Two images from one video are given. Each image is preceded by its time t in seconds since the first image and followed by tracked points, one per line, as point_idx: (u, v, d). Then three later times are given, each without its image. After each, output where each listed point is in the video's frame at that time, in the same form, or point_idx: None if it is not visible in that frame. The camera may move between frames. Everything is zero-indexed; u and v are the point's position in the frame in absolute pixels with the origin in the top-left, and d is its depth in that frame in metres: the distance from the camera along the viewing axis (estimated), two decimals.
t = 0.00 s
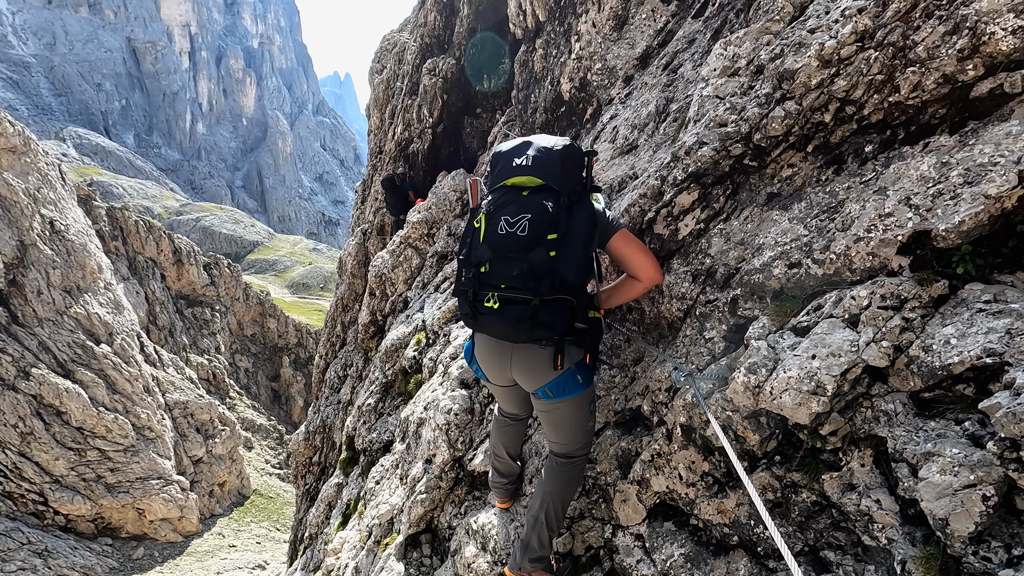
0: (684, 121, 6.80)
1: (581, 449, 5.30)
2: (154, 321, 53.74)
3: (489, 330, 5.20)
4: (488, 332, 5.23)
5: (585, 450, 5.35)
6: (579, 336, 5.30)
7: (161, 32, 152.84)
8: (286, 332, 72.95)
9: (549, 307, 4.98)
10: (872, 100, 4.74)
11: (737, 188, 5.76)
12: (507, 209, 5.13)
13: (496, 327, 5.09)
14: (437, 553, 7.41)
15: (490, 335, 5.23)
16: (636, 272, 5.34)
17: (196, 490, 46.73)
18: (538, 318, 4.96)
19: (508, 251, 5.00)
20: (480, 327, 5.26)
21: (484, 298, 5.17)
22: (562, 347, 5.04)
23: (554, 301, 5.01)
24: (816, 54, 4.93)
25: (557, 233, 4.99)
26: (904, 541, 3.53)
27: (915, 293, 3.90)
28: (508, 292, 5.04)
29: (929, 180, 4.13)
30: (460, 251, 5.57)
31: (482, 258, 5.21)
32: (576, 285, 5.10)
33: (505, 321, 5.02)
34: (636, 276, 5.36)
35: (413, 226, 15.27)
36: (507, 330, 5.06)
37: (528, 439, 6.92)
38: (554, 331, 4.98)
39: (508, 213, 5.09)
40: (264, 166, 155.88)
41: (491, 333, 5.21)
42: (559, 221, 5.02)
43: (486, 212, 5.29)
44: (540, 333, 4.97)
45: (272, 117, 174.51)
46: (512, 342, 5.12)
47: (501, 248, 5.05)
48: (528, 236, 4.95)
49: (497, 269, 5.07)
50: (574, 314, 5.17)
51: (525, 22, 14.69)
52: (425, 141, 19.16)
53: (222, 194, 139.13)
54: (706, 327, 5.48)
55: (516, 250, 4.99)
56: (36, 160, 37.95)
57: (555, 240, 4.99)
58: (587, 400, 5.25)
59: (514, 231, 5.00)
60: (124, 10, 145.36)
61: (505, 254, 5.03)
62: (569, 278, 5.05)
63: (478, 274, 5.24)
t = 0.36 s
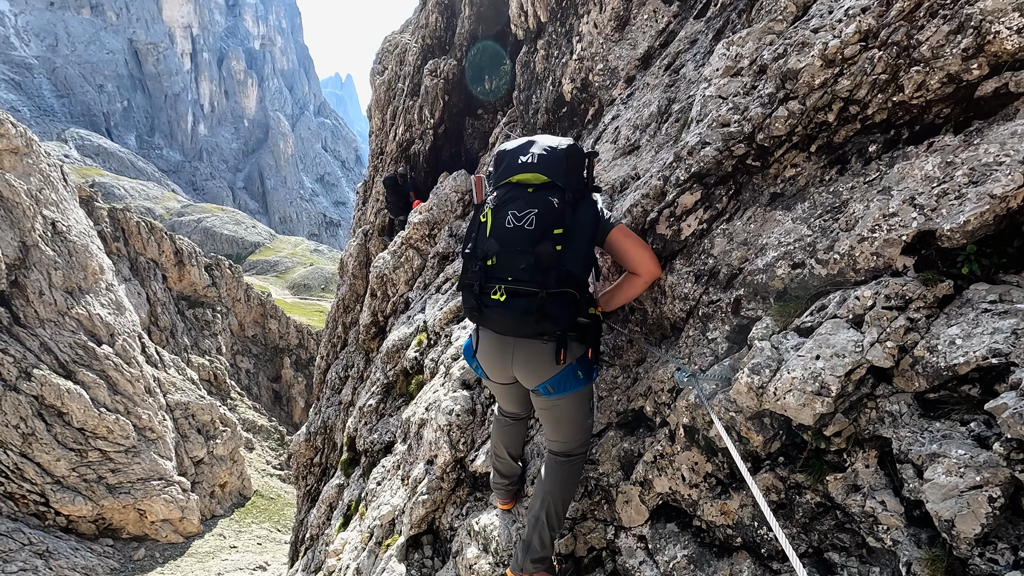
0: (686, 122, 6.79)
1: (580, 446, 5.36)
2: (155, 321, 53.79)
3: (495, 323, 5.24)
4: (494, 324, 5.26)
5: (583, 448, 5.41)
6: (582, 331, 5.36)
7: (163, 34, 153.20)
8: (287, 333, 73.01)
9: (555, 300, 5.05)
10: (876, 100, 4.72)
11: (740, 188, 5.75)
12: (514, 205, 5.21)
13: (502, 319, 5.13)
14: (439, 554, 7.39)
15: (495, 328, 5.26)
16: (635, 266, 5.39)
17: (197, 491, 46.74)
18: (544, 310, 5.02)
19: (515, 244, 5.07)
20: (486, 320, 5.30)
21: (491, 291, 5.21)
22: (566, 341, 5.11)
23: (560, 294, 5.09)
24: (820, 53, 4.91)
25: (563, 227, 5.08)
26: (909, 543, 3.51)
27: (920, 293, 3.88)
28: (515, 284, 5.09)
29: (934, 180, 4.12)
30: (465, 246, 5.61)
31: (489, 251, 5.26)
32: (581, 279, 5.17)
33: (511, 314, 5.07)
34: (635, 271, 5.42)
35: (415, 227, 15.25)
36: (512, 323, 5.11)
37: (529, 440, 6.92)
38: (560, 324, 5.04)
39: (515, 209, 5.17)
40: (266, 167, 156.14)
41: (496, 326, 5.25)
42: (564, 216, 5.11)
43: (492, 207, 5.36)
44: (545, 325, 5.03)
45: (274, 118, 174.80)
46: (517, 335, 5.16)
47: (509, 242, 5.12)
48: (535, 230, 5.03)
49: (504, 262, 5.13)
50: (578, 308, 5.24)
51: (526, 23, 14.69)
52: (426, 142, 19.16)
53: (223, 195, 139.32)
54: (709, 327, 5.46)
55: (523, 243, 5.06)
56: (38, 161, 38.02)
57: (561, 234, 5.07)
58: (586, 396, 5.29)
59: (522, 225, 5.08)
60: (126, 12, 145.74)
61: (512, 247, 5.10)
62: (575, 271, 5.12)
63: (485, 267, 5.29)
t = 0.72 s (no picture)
0: (687, 122, 6.78)
1: (576, 434, 5.41)
2: (155, 322, 53.77)
3: (484, 304, 5.35)
4: (484, 304, 5.37)
5: (579, 435, 5.45)
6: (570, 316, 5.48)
7: (163, 34, 153.15)
8: (287, 333, 73.04)
9: (543, 281, 5.16)
10: (877, 100, 4.72)
11: (741, 188, 5.74)
12: (506, 191, 5.43)
13: (491, 299, 5.25)
14: (440, 555, 7.38)
15: (485, 309, 5.37)
16: (620, 256, 5.29)
17: (198, 492, 46.73)
18: (532, 290, 5.13)
19: (506, 226, 5.23)
20: (476, 301, 5.42)
21: (481, 271, 5.35)
22: (554, 324, 5.23)
23: (547, 276, 5.20)
24: (822, 53, 4.91)
25: (550, 212, 5.25)
26: (911, 543, 3.50)
27: (922, 293, 3.87)
28: (504, 265, 5.21)
29: (935, 181, 4.11)
30: (458, 232, 5.78)
31: (480, 234, 5.40)
32: (569, 263, 5.30)
33: (500, 293, 5.18)
34: (619, 260, 5.31)
35: (415, 227, 15.26)
36: (501, 303, 5.22)
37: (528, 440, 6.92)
38: (547, 305, 5.15)
39: (507, 194, 5.38)
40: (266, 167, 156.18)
41: (486, 307, 5.36)
42: (553, 202, 5.29)
43: (485, 193, 5.57)
44: (533, 306, 5.15)
45: (274, 118, 174.84)
46: (506, 316, 5.27)
47: (499, 224, 5.29)
48: (524, 213, 5.21)
49: (494, 243, 5.27)
50: (567, 292, 5.36)
51: (526, 23, 14.68)
52: (426, 142, 19.15)
53: (223, 195, 139.29)
54: (710, 328, 5.45)
55: (512, 225, 5.22)
56: (38, 162, 38.02)
57: (549, 218, 5.23)
58: (578, 381, 5.36)
59: (512, 208, 5.26)
60: (126, 12, 145.72)
61: (503, 229, 5.26)
62: (563, 255, 5.25)
63: (476, 249, 5.40)
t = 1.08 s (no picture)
0: (689, 121, 6.76)
1: (568, 400, 5.92)
2: (155, 322, 53.76)
3: (480, 290, 5.51)
4: (480, 290, 5.52)
5: (569, 401, 5.95)
6: (565, 302, 5.67)
7: (163, 34, 153.12)
8: (287, 333, 73.06)
9: (535, 263, 5.31)
10: (880, 99, 4.71)
11: (743, 188, 5.73)
12: (498, 182, 5.66)
13: (486, 284, 5.41)
14: (441, 555, 7.39)
15: (481, 295, 5.53)
16: (613, 245, 5.39)
17: (198, 491, 46.72)
18: (525, 272, 5.29)
19: (497, 212, 5.42)
20: (473, 287, 5.57)
21: (476, 258, 5.52)
22: (548, 310, 5.45)
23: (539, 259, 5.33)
24: (824, 53, 4.89)
25: (541, 199, 5.41)
26: (916, 545, 3.49)
27: (926, 293, 3.87)
28: (497, 250, 5.38)
29: (940, 180, 4.10)
30: (455, 225, 5.99)
31: (474, 223, 5.59)
32: (561, 247, 5.43)
33: (494, 277, 5.34)
34: (612, 253, 5.36)
35: (415, 227, 15.28)
36: (495, 287, 5.38)
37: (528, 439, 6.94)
38: (540, 287, 5.31)
39: (499, 183, 5.60)
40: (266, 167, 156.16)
41: (482, 292, 5.51)
42: (543, 189, 5.47)
43: (479, 185, 5.80)
44: (526, 289, 5.31)
45: (274, 118, 174.79)
46: (502, 301, 5.45)
47: (491, 210, 5.47)
48: (515, 200, 5.40)
49: (487, 229, 5.45)
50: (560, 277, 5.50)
51: (527, 23, 14.64)
52: (426, 142, 19.13)
53: (223, 195, 139.25)
54: (712, 328, 5.43)
55: (503, 212, 5.41)
56: (38, 161, 38.02)
57: (540, 204, 5.40)
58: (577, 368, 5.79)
59: (503, 196, 5.45)
60: (126, 12, 145.64)
61: (494, 215, 5.44)
62: (554, 240, 5.39)
63: (470, 237, 5.58)
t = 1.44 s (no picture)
0: (689, 120, 6.74)
1: (571, 381, 6.03)
2: (156, 321, 53.79)
3: (474, 287, 5.49)
4: (475, 288, 5.50)
5: (571, 382, 6.08)
6: (560, 298, 5.65)
7: (164, 33, 153.12)
8: (288, 333, 73.12)
9: (528, 260, 5.26)
10: (880, 98, 4.69)
11: (743, 186, 5.71)
12: (490, 181, 5.66)
13: (480, 281, 5.38)
14: (440, 555, 7.39)
15: (476, 292, 5.51)
16: (608, 241, 5.37)
17: (198, 491, 46.75)
18: (518, 269, 5.25)
19: (489, 211, 5.41)
20: (467, 286, 5.56)
21: (470, 256, 5.50)
22: (544, 306, 5.46)
23: (533, 255, 5.29)
24: (824, 51, 4.87)
25: (533, 195, 5.39)
26: (916, 545, 3.48)
27: (926, 292, 3.85)
28: (490, 247, 5.35)
29: (941, 178, 4.08)
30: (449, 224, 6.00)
31: (467, 222, 5.58)
32: (554, 243, 5.38)
33: (488, 275, 5.31)
34: (609, 250, 5.36)
35: (415, 226, 15.26)
36: (490, 286, 5.37)
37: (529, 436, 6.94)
38: (534, 284, 5.27)
39: (491, 182, 5.59)
40: (266, 167, 156.14)
41: (477, 290, 5.50)
42: (535, 185, 5.44)
43: (471, 184, 5.81)
44: (521, 286, 5.29)
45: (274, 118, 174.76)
46: (498, 298, 5.45)
47: (483, 208, 5.47)
48: (507, 197, 5.39)
49: (479, 228, 5.43)
50: (555, 273, 5.45)
51: (527, 22, 14.61)
52: (427, 141, 19.13)
53: (223, 195, 139.26)
54: (712, 327, 5.42)
55: (495, 210, 5.40)
56: (38, 161, 38.11)
57: (532, 200, 5.37)
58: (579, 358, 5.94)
59: (495, 194, 5.45)
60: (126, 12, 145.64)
61: (487, 213, 5.42)
62: (548, 235, 5.34)
63: (464, 237, 5.58)
